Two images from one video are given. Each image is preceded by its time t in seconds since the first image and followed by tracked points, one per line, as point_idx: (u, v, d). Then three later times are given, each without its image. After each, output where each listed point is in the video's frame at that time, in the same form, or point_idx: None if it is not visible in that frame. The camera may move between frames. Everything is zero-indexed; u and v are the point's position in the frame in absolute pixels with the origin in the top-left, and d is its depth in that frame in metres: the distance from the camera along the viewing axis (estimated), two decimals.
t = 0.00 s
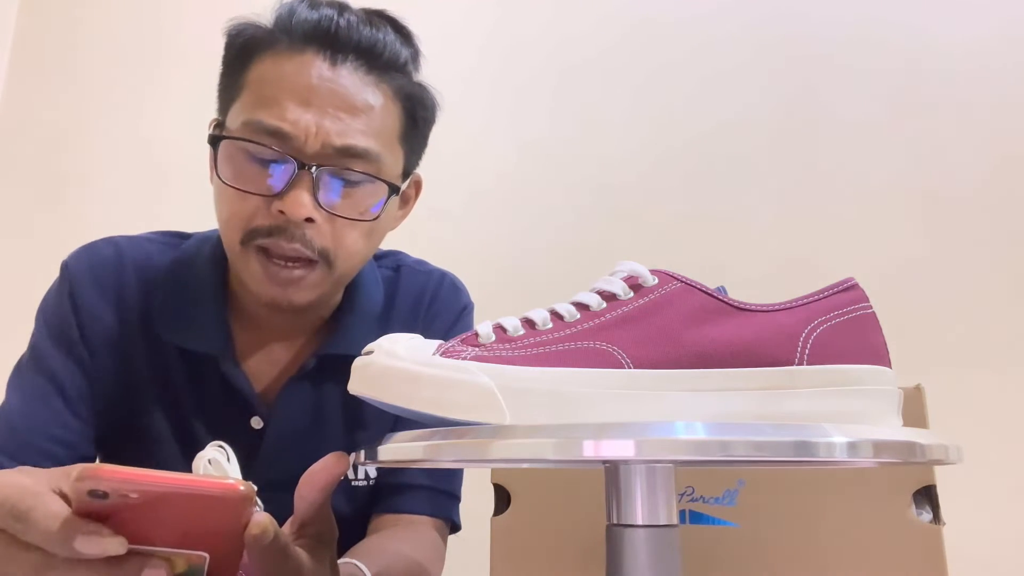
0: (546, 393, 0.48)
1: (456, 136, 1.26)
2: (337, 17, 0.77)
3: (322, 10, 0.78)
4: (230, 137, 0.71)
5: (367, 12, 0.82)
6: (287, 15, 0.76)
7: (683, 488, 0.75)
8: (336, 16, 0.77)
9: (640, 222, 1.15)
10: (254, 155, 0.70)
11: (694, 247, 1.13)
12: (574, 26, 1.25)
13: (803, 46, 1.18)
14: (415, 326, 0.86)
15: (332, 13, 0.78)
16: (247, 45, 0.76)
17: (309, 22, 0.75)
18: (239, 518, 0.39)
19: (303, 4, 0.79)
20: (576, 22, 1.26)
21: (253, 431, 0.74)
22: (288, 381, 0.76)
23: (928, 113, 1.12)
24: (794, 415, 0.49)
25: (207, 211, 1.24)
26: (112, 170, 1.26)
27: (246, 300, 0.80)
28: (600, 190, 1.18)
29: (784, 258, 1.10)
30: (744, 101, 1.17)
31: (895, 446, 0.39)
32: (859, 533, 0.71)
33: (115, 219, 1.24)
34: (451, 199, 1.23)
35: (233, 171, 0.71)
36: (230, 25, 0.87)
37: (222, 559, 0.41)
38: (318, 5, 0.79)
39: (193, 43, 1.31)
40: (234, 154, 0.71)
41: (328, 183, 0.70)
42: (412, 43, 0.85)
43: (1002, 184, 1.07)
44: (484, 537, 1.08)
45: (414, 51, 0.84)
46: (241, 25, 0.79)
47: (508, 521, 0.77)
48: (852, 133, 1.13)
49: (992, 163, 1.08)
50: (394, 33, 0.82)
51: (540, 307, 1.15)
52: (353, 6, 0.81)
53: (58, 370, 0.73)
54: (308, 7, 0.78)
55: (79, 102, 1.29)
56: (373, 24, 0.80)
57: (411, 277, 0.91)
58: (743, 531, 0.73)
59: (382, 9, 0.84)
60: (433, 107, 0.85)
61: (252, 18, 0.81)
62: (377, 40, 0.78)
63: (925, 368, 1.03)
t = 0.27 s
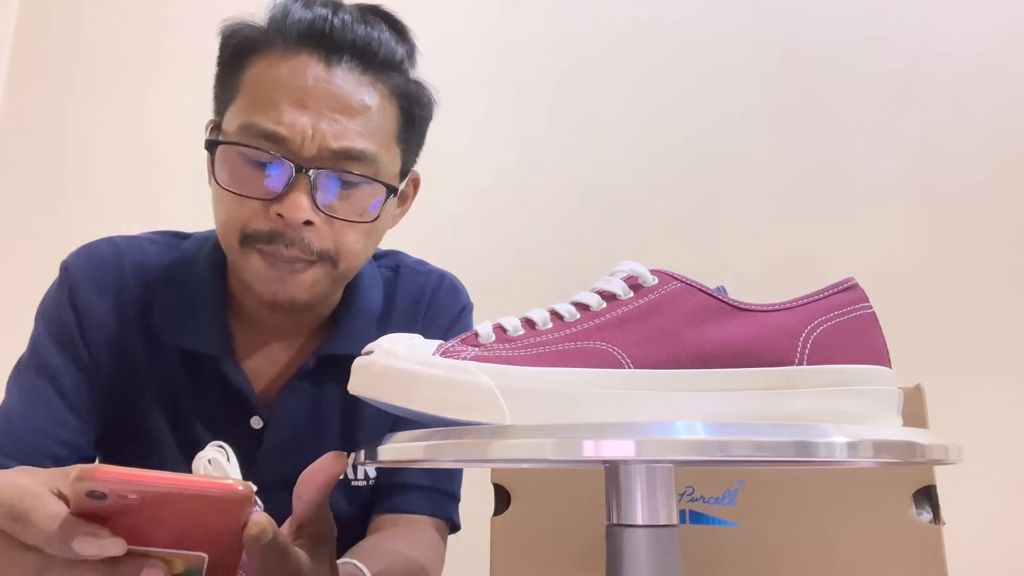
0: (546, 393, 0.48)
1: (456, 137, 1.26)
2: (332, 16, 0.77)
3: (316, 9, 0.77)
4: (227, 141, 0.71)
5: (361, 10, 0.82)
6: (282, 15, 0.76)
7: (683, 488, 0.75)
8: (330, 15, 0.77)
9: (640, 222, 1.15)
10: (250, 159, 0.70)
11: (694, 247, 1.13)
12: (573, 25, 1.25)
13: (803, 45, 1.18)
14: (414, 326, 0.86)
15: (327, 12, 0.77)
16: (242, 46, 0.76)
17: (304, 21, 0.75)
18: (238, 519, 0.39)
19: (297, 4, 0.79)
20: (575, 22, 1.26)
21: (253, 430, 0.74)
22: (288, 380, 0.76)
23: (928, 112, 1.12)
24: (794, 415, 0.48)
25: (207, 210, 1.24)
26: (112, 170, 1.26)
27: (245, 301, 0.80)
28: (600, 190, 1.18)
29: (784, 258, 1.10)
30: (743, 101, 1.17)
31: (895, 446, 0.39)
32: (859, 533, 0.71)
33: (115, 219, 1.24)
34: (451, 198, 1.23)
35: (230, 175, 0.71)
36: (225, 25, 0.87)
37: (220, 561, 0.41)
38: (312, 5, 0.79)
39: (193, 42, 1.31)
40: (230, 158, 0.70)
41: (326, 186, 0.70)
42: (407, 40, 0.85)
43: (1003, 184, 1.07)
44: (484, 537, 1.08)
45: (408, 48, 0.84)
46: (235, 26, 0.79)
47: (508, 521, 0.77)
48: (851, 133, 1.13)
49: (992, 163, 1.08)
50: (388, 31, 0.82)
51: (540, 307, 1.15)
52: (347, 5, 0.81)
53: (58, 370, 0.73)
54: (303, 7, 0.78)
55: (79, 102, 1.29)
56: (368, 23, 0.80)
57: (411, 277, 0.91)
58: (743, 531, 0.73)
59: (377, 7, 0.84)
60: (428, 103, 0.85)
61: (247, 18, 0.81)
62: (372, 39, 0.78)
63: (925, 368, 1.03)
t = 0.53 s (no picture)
0: (546, 393, 0.48)
1: (456, 137, 1.26)
2: (333, 16, 0.77)
3: (317, 9, 0.77)
4: (228, 141, 0.71)
5: (362, 10, 0.82)
6: (283, 16, 0.76)
7: (683, 488, 0.75)
8: (332, 15, 0.77)
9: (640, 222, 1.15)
10: (252, 159, 0.70)
11: (694, 247, 1.13)
12: (573, 25, 1.25)
13: (803, 44, 1.18)
14: (414, 326, 0.86)
15: (328, 13, 0.77)
16: (243, 46, 0.76)
17: (305, 22, 0.75)
18: (238, 518, 0.39)
19: (299, 4, 0.79)
20: (575, 22, 1.26)
21: (253, 431, 0.74)
22: (288, 381, 0.76)
23: (928, 112, 1.12)
24: (794, 415, 0.48)
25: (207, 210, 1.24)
26: (112, 169, 1.26)
27: (246, 302, 0.80)
28: (600, 190, 1.18)
29: (784, 257, 1.10)
30: (743, 101, 1.17)
31: (895, 446, 0.39)
32: (859, 533, 0.71)
33: (115, 218, 1.24)
34: (451, 198, 1.23)
35: (231, 175, 0.71)
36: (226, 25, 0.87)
37: (221, 559, 0.41)
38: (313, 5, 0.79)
39: (193, 42, 1.31)
40: (232, 158, 0.71)
41: (327, 186, 0.70)
42: (408, 41, 0.85)
43: (1003, 184, 1.07)
44: (484, 537, 1.08)
45: (410, 49, 0.84)
46: (236, 26, 0.79)
47: (508, 521, 0.77)
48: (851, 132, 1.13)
49: (992, 163, 1.08)
50: (390, 32, 0.82)
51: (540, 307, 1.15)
52: (348, 5, 0.81)
53: (58, 370, 0.73)
54: (304, 7, 0.78)
55: (80, 101, 1.29)
56: (369, 23, 0.80)
57: (411, 277, 0.92)
58: (743, 531, 0.73)
59: (377, 7, 0.84)
60: (429, 105, 0.85)
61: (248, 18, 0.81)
62: (374, 40, 0.78)
63: (925, 368, 1.03)
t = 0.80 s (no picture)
0: (546, 393, 0.48)
1: (456, 137, 1.26)
2: (335, 14, 0.77)
3: (319, 8, 0.77)
4: (228, 130, 0.71)
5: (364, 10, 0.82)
6: (285, 14, 0.76)
7: (683, 488, 0.75)
8: (333, 13, 0.77)
9: (640, 222, 1.15)
10: (252, 148, 0.70)
11: (694, 247, 1.13)
12: (573, 24, 1.25)
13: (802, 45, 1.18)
14: (414, 325, 0.86)
15: (330, 12, 0.77)
16: (245, 43, 0.76)
17: (307, 20, 0.75)
18: (241, 514, 0.39)
19: (300, 3, 0.78)
20: (575, 22, 1.26)
21: (253, 431, 0.74)
22: (288, 381, 0.76)
23: (928, 111, 1.12)
24: (794, 415, 0.48)
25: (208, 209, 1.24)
26: (112, 169, 1.26)
27: (246, 300, 0.80)
28: (600, 190, 1.18)
29: (784, 257, 1.10)
30: (744, 101, 1.17)
31: (895, 446, 0.39)
32: (859, 533, 0.71)
33: (114, 217, 1.24)
34: (450, 198, 1.23)
35: (232, 165, 0.71)
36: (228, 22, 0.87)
37: (222, 555, 0.41)
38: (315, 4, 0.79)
39: (193, 42, 1.31)
40: (233, 147, 0.71)
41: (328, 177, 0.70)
42: (408, 41, 0.84)
43: (1003, 184, 1.07)
44: (483, 537, 1.08)
45: (410, 49, 0.84)
46: (238, 24, 0.79)
47: (508, 521, 0.77)
48: (851, 132, 1.13)
49: (992, 162, 1.08)
50: (391, 31, 0.82)
51: (540, 306, 1.15)
52: (350, 5, 0.81)
53: (58, 370, 0.73)
54: (306, 6, 0.78)
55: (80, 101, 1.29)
56: (371, 22, 0.80)
57: (410, 277, 0.92)
58: (743, 531, 0.73)
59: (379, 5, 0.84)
60: (430, 103, 0.85)
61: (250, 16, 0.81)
62: (375, 38, 0.78)
63: (925, 368, 1.03)
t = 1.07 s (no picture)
0: (546, 393, 0.48)
1: (456, 136, 1.26)
2: (335, 10, 0.77)
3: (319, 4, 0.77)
4: (229, 118, 0.71)
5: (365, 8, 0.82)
6: (286, 9, 0.77)
7: (683, 488, 0.75)
8: (334, 9, 0.77)
9: (640, 222, 1.15)
10: (252, 134, 0.70)
11: (694, 247, 1.13)
12: (573, 23, 1.25)
13: (802, 45, 1.18)
14: (414, 325, 0.86)
15: (331, 7, 0.77)
16: (246, 37, 0.77)
17: (307, 16, 0.75)
18: (247, 517, 0.40)
19: None
20: (575, 22, 1.26)
21: (254, 430, 0.74)
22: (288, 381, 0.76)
23: (927, 112, 1.12)
24: (794, 415, 0.48)
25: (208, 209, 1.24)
26: (112, 169, 1.26)
27: (246, 299, 0.80)
28: (600, 190, 1.18)
29: (785, 257, 1.10)
30: (743, 101, 1.17)
31: (895, 446, 0.39)
32: (860, 533, 0.71)
33: (114, 217, 1.24)
34: (450, 198, 1.23)
35: (232, 154, 0.71)
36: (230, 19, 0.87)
37: (226, 559, 0.41)
38: None
39: (192, 42, 1.31)
40: (233, 134, 0.71)
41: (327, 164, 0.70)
42: (407, 41, 0.84)
43: (1004, 184, 1.07)
44: (483, 537, 1.08)
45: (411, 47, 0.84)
46: (239, 20, 0.80)
47: (508, 521, 0.77)
48: (851, 132, 1.13)
49: (992, 163, 1.08)
50: (392, 28, 0.81)
51: (540, 306, 1.15)
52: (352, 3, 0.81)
53: (59, 369, 0.73)
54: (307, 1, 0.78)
55: (80, 100, 1.29)
56: (371, 17, 0.80)
57: (410, 277, 0.92)
58: (743, 531, 0.73)
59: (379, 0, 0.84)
60: (430, 98, 0.85)
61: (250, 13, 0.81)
62: (375, 33, 0.78)
63: (925, 369, 1.03)
